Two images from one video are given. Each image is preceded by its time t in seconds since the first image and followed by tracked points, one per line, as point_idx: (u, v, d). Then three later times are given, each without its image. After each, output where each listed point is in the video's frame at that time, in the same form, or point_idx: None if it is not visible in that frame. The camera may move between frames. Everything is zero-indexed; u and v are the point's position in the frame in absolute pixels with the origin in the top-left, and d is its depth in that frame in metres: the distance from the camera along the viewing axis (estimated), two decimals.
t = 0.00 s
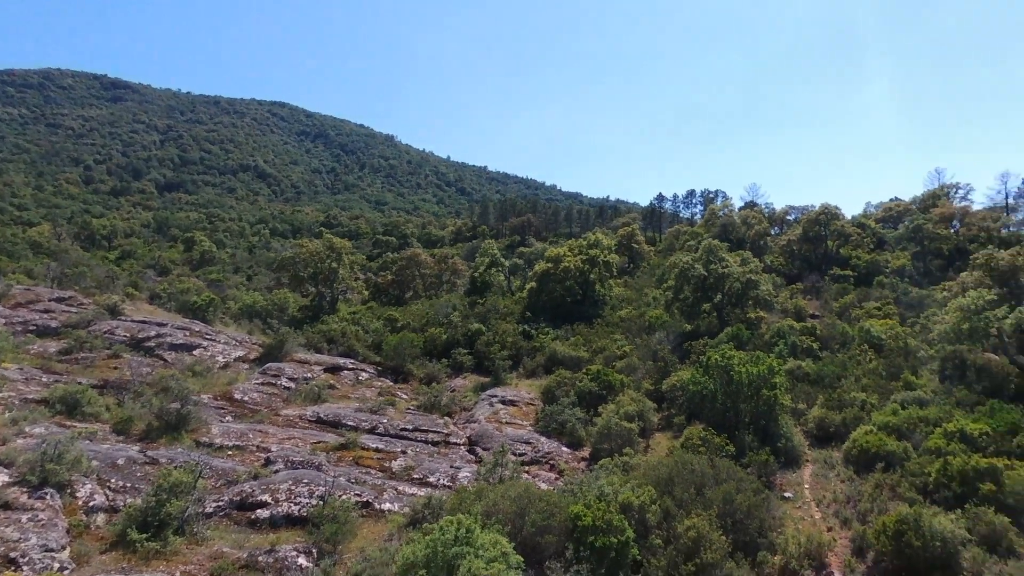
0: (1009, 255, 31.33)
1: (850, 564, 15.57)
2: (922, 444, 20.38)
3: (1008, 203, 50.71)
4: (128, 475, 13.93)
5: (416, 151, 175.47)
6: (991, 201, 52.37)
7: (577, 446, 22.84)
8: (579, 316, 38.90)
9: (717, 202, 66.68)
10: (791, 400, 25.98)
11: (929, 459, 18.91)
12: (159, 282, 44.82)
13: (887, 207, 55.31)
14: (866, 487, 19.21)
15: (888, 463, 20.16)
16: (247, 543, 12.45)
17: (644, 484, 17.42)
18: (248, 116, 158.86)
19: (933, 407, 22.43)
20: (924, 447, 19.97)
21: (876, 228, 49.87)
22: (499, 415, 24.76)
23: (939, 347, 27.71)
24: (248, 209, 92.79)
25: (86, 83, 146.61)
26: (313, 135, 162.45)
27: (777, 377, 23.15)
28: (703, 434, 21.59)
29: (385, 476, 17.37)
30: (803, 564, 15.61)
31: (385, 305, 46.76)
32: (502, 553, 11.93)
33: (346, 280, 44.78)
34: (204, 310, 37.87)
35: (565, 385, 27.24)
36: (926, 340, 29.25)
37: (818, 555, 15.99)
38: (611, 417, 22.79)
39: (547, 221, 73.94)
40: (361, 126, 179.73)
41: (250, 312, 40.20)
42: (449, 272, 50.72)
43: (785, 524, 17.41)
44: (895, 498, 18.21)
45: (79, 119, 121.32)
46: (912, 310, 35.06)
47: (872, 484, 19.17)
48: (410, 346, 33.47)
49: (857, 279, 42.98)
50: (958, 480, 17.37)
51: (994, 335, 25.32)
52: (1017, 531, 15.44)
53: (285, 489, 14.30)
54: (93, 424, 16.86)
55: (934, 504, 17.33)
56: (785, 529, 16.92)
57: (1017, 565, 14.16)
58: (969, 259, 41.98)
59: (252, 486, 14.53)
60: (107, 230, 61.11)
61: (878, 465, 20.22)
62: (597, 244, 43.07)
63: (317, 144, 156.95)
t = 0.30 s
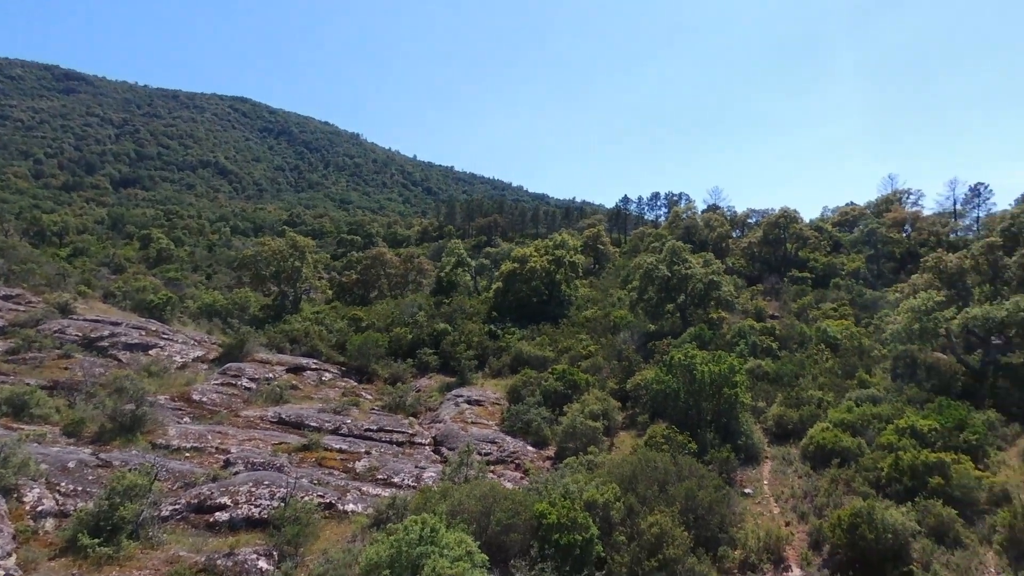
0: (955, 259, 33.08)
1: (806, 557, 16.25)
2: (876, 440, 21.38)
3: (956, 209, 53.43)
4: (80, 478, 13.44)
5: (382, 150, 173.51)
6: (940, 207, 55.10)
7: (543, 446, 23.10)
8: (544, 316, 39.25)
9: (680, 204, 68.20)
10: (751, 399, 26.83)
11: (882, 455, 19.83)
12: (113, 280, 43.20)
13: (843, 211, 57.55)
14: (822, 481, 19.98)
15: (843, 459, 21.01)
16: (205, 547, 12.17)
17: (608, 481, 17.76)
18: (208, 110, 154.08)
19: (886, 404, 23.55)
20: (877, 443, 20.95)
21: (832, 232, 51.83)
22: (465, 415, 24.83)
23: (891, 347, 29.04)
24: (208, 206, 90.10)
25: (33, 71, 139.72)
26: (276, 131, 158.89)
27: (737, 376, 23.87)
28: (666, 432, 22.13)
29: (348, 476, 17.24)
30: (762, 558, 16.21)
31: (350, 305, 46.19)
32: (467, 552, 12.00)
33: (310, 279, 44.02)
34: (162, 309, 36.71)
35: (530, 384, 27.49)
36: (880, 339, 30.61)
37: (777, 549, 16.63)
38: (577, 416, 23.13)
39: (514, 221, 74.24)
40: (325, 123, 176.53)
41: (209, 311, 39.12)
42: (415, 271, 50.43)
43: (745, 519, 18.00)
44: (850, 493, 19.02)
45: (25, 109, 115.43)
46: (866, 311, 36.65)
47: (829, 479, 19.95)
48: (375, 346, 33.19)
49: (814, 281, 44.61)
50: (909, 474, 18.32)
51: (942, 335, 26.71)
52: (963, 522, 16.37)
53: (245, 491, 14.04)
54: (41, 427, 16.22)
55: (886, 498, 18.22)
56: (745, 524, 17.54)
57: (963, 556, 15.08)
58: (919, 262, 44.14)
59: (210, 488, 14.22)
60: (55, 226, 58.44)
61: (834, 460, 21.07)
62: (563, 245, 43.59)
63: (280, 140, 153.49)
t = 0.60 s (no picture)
0: (905, 262, 34.75)
1: (765, 552, 16.81)
2: (831, 437, 22.30)
3: (907, 214, 56.13)
4: (26, 483, 12.86)
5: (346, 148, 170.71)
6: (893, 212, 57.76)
7: (509, 445, 23.27)
8: (510, 316, 39.43)
9: (644, 206, 69.48)
10: (713, 397, 27.60)
11: (837, 451, 20.65)
12: (61, 278, 41.28)
13: (801, 214, 59.71)
14: (781, 478, 20.68)
15: (801, 455, 21.80)
16: (160, 552, 11.82)
17: (573, 480, 18.02)
18: (165, 103, 148.34)
19: (841, 402, 24.61)
20: (832, 439, 21.83)
21: (791, 235, 53.66)
22: (430, 415, 24.75)
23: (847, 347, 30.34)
24: (165, 202, 86.93)
25: None
26: (236, 126, 154.44)
27: (699, 375, 24.49)
28: (631, 430, 22.56)
29: (311, 478, 16.99)
30: (723, 554, 16.75)
31: (313, 304, 45.34)
32: (432, 552, 12.00)
33: (272, 278, 43.05)
34: (115, 307, 35.31)
35: (496, 384, 27.64)
36: (835, 339, 31.89)
37: (737, 544, 17.19)
38: (542, 415, 23.34)
39: (480, 222, 74.20)
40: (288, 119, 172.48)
41: (166, 310, 37.83)
42: (379, 271, 49.91)
43: (706, 516, 18.56)
44: (807, 488, 19.77)
45: None
46: (823, 312, 38.21)
47: (787, 475, 20.67)
48: (338, 346, 32.75)
49: (774, 282, 46.13)
50: (862, 469, 19.13)
51: (894, 335, 27.97)
52: (913, 515, 17.23)
53: (203, 495, 13.69)
54: None
55: (841, 493, 19.01)
56: (706, 520, 18.09)
57: (914, 547, 15.92)
58: (873, 265, 46.32)
59: (166, 491, 13.81)
60: None
61: (791, 456, 21.84)
62: (529, 245, 43.93)
63: (241, 136, 149.23)
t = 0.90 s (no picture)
0: (858, 265, 36.41)
1: (726, 547, 17.37)
2: (788, 434, 23.14)
3: (861, 217, 58.70)
4: None
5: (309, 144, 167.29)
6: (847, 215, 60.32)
7: (474, 445, 23.37)
8: (475, 315, 39.48)
9: (608, 208, 70.54)
10: (675, 396, 28.33)
11: (794, 448, 21.47)
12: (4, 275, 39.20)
13: (759, 217, 61.73)
14: (740, 474, 21.35)
15: (759, 452, 22.55)
16: (113, 558, 11.44)
17: (538, 478, 18.25)
18: (119, 95, 142.49)
19: (798, 399, 25.63)
20: (790, 436, 22.66)
21: (750, 237, 55.40)
22: (393, 415, 24.59)
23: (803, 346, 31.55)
24: (119, 197, 83.40)
25: None
26: (193, 120, 149.31)
27: (662, 374, 25.10)
28: (595, 429, 22.94)
29: (271, 480, 16.69)
30: (684, 549, 17.27)
31: (274, 303, 44.33)
32: (396, 553, 12.00)
33: (232, 276, 41.92)
34: (65, 305, 33.77)
35: (460, 383, 27.69)
36: (792, 339, 33.13)
37: (698, 539, 17.73)
38: (507, 415, 23.51)
39: (445, 221, 73.90)
40: (249, 114, 167.87)
41: (119, 309, 36.39)
42: (342, 270, 49.21)
43: (668, 512, 19.10)
44: (765, 483, 20.49)
45: None
46: (782, 312, 39.62)
47: (746, 472, 21.34)
48: (300, 346, 32.19)
49: (734, 283, 47.56)
50: (817, 465, 19.96)
51: (849, 334, 29.34)
52: (866, 509, 18.07)
53: (158, 499, 13.30)
54: None
55: (798, 488, 19.76)
56: (668, 517, 18.61)
57: (866, 540, 16.73)
58: (828, 267, 48.45)
59: (119, 496, 13.36)
60: None
61: (750, 453, 22.60)
62: (494, 245, 44.09)
63: (198, 130, 144.33)
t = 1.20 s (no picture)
0: (815, 266, 38.08)
1: (688, 542, 17.90)
2: (748, 430, 23.94)
3: (818, 220, 60.91)
4: None
5: (271, 140, 163.17)
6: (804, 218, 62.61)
7: (440, 444, 23.38)
8: (441, 315, 39.40)
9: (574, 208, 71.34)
10: (639, 394, 28.93)
11: (754, 444, 22.22)
12: None
13: (721, 219, 63.51)
14: (702, 470, 21.96)
15: (720, 448, 23.27)
16: (64, 564, 11.05)
17: (504, 477, 18.42)
18: (68, 84, 135.90)
19: (757, 397, 26.57)
20: (750, 433, 23.42)
21: (712, 238, 56.93)
22: (358, 415, 24.36)
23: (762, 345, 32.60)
24: (68, 192, 79.61)
25: None
26: (148, 112, 143.74)
27: (626, 373, 25.63)
28: (560, 427, 23.25)
29: (231, 482, 16.37)
30: (647, 545, 17.72)
31: (234, 302, 43.20)
32: (360, 553, 11.95)
33: (190, 274, 40.68)
34: (11, 303, 32.19)
35: (426, 382, 27.64)
36: (751, 338, 34.25)
37: (661, 535, 18.20)
38: (473, 414, 23.58)
39: (410, 220, 73.32)
40: (208, 108, 162.66)
41: (70, 307, 34.88)
42: (306, 268, 48.33)
43: (632, 508, 19.53)
44: (726, 479, 21.17)
45: None
46: (742, 312, 40.85)
47: (708, 468, 21.97)
48: (262, 345, 31.50)
49: (696, 283, 48.81)
50: (776, 460, 20.73)
51: (806, 334, 30.70)
52: (823, 502, 18.86)
53: (112, 502, 12.89)
54: None
55: (757, 483, 20.46)
56: (631, 513, 19.06)
57: (822, 533, 17.42)
58: (786, 269, 50.34)
59: (70, 499, 12.91)
60: None
61: (712, 449, 23.29)
62: (461, 245, 43.99)
63: (153, 123, 139.00)
